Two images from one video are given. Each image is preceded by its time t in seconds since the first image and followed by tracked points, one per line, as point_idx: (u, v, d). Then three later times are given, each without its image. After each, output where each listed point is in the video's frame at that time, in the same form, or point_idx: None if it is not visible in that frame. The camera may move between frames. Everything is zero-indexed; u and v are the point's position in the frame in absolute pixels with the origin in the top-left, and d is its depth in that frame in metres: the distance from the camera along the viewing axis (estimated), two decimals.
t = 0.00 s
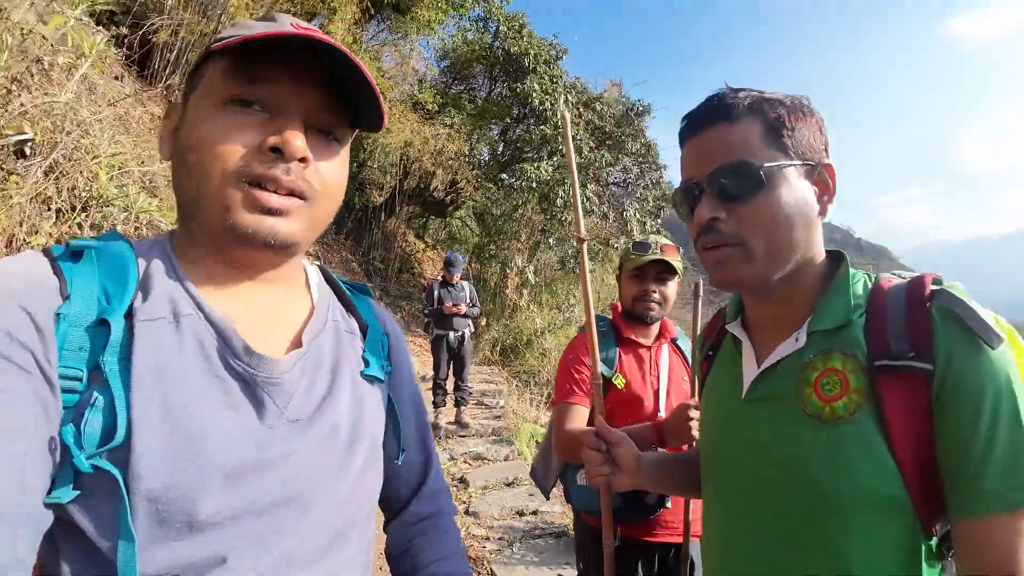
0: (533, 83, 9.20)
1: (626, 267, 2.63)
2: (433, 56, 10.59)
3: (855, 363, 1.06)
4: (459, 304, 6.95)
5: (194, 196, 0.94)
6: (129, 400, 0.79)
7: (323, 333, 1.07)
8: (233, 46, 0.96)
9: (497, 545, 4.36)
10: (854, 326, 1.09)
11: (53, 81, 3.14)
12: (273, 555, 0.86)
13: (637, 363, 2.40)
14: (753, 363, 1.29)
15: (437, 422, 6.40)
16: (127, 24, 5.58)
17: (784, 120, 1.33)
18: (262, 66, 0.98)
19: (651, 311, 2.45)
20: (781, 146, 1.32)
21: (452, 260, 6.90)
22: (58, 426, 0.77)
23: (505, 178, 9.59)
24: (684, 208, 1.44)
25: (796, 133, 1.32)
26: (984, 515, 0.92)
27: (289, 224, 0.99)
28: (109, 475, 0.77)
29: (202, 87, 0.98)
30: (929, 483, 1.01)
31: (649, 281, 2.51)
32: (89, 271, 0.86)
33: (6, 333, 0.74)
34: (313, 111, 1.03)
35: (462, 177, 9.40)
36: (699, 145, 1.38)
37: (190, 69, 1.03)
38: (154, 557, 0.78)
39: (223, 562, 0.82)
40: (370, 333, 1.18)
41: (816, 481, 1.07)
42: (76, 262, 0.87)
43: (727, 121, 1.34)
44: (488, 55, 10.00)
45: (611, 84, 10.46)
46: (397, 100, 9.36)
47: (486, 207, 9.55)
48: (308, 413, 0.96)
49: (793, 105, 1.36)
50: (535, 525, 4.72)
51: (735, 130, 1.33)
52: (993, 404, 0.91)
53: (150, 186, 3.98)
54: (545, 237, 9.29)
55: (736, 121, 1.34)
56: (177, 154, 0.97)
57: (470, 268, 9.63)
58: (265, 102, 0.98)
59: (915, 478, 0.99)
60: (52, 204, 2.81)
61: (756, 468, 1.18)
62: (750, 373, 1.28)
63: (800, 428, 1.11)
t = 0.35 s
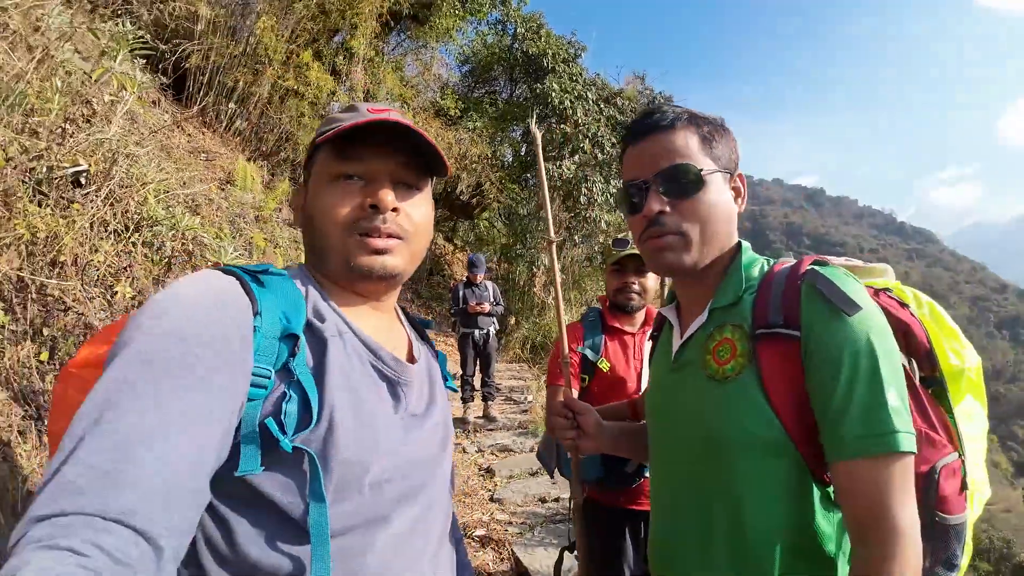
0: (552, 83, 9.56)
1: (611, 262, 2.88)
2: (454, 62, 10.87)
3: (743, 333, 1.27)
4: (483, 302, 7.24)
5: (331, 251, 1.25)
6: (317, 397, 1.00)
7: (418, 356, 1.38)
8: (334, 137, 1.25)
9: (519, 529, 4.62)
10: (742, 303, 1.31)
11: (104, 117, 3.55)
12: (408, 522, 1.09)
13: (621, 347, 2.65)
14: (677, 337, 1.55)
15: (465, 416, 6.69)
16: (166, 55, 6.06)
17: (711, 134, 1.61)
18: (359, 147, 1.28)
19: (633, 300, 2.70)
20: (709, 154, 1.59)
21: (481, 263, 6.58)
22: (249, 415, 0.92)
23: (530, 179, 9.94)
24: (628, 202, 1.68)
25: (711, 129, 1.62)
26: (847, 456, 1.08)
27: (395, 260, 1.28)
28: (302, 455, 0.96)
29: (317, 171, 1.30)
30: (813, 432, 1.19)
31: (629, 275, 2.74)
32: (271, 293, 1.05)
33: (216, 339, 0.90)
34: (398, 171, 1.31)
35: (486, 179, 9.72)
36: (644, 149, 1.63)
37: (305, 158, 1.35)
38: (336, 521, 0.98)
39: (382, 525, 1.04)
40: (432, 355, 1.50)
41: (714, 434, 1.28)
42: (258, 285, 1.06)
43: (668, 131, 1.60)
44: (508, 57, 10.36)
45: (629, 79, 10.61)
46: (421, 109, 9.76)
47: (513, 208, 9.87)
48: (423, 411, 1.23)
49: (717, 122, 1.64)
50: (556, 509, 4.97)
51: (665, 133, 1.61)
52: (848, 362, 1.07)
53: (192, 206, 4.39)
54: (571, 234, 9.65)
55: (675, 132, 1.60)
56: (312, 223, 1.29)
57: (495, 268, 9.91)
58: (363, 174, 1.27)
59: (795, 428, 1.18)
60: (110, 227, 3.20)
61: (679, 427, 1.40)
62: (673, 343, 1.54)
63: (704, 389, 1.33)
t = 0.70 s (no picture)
0: (565, 84, 9.70)
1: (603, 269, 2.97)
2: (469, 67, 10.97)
3: (690, 340, 1.38)
4: (498, 305, 7.32)
5: (376, 259, 1.29)
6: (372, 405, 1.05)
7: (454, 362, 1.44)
8: (379, 153, 1.32)
9: (530, 527, 4.70)
10: (690, 311, 1.44)
11: (128, 139, 3.74)
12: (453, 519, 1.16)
13: (611, 351, 2.75)
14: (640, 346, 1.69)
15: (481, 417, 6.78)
16: (188, 72, 6.33)
17: (672, 155, 1.72)
18: (402, 163, 1.34)
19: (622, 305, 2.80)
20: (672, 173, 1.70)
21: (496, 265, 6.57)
22: (305, 422, 0.96)
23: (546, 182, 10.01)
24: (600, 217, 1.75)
25: (671, 149, 1.74)
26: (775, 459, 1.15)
27: (436, 266, 1.32)
28: (359, 460, 1.02)
29: (361, 187, 1.35)
30: (755, 432, 1.27)
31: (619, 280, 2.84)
32: (331, 302, 1.09)
33: (283, 346, 0.95)
34: (438, 184, 1.38)
35: (502, 182, 9.83)
36: (614, 168, 1.72)
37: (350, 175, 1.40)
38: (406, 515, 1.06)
39: (431, 525, 1.10)
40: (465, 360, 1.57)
41: (666, 433, 1.38)
42: (320, 294, 1.10)
43: (637, 151, 1.69)
44: (522, 59, 10.49)
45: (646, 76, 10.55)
46: (437, 115, 9.94)
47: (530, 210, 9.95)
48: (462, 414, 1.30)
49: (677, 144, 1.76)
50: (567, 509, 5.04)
51: (632, 153, 1.71)
52: (780, 366, 1.14)
53: (214, 219, 4.59)
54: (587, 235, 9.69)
55: (643, 151, 1.70)
56: (356, 234, 1.33)
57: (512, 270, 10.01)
58: (407, 187, 1.34)
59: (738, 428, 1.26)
60: (135, 243, 3.39)
61: (638, 427, 1.51)
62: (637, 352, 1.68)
63: (659, 390, 1.43)
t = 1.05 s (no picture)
0: (593, 91, 9.75)
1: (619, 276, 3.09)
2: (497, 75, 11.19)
3: (683, 337, 1.51)
4: (525, 310, 7.42)
5: (399, 256, 1.25)
6: (363, 418, 1.04)
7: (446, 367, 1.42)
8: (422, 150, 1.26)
9: (553, 528, 4.75)
10: (683, 310, 1.59)
11: (174, 154, 3.96)
12: (449, 523, 1.17)
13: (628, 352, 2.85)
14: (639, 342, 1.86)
15: (508, 420, 6.86)
16: (230, 91, 6.70)
17: (669, 170, 1.86)
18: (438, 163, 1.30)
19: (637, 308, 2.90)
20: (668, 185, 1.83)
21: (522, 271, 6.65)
22: (296, 437, 0.97)
23: (573, 189, 10.09)
24: (603, 225, 1.88)
25: (666, 164, 1.88)
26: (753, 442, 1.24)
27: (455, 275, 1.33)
28: (350, 474, 1.03)
29: (393, 176, 1.27)
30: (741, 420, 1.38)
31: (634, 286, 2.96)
32: (318, 312, 1.08)
33: (264, 362, 0.94)
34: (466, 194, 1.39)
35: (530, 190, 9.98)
36: (617, 181, 1.85)
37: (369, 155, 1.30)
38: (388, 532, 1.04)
39: (426, 534, 1.10)
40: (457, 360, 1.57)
41: (660, 421, 1.50)
42: (306, 303, 1.09)
43: (638, 165, 1.83)
44: (550, 67, 10.61)
45: (675, 80, 10.52)
46: (467, 125, 10.19)
47: (558, 216, 10.04)
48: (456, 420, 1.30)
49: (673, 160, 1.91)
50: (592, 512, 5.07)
51: (631, 167, 1.84)
52: (759, 356, 1.25)
53: (255, 228, 4.85)
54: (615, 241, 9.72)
55: (643, 166, 1.83)
56: (381, 227, 1.25)
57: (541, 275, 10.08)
58: (440, 191, 1.30)
59: (724, 416, 1.37)
60: (184, 250, 3.68)
61: (637, 418, 1.63)
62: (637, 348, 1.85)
63: (654, 382, 1.56)
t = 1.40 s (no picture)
0: (618, 105, 9.89)
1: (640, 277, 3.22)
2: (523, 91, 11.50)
3: (689, 325, 1.67)
4: (551, 319, 7.54)
5: (436, 254, 1.21)
6: (352, 419, 0.94)
7: (435, 360, 1.32)
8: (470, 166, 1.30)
9: (579, 530, 4.79)
10: (688, 302, 1.75)
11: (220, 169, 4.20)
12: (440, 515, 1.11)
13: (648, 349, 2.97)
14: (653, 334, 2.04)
15: (535, 427, 6.95)
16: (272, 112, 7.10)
17: (679, 179, 2.04)
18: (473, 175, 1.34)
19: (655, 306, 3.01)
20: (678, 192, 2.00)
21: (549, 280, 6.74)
22: (285, 440, 0.87)
23: (599, 200, 10.23)
24: (619, 231, 2.05)
25: (674, 173, 2.04)
26: (750, 414, 1.39)
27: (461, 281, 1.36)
28: (338, 473, 0.93)
29: (422, 175, 1.21)
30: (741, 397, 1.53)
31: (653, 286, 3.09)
32: (304, 305, 0.95)
33: (246, 366, 0.83)
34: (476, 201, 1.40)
35: (556, 202, 10.16)
36: (630, 190, 2.03)
37: (418, 142, 1.23)
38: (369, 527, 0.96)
39: (413, 528, 1.03)
40: (443, 348, 1.48)
41: (669, 401, 1.66)
42: (290, 299, 0.95)
43: (649, 175, 2.01)
44: (575, 82, 10.82)
45: (699, 91, 10.62)
46: (493, 139, 10.47)
47: (584, 227, 10.18)
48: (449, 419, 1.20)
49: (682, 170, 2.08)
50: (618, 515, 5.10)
51: (643, 178, 2.02)
52: (754, 337, 1.40)
53: (296, 239, 5.15)
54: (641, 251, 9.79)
55: (654, 176, 2.01)
56: (409, 228, 1.18)
57: (568, 285, 10.18)
58: (462, 195, 1.29)
59: (725, 394, 1.53)
60: (235, 257, 3.94)
61: (648, 400, 1.80)
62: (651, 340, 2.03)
63: (664, 367, 1.72)
